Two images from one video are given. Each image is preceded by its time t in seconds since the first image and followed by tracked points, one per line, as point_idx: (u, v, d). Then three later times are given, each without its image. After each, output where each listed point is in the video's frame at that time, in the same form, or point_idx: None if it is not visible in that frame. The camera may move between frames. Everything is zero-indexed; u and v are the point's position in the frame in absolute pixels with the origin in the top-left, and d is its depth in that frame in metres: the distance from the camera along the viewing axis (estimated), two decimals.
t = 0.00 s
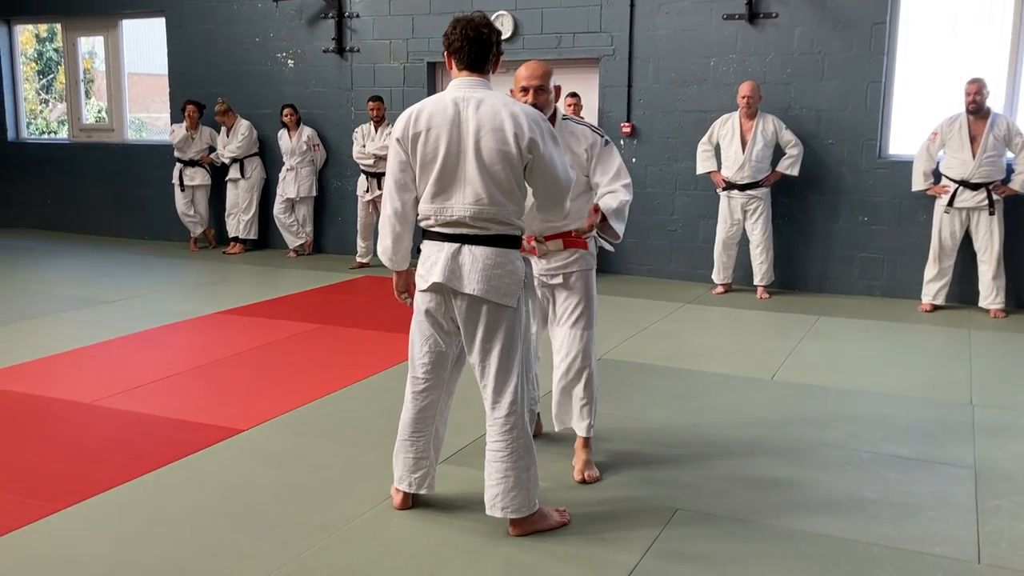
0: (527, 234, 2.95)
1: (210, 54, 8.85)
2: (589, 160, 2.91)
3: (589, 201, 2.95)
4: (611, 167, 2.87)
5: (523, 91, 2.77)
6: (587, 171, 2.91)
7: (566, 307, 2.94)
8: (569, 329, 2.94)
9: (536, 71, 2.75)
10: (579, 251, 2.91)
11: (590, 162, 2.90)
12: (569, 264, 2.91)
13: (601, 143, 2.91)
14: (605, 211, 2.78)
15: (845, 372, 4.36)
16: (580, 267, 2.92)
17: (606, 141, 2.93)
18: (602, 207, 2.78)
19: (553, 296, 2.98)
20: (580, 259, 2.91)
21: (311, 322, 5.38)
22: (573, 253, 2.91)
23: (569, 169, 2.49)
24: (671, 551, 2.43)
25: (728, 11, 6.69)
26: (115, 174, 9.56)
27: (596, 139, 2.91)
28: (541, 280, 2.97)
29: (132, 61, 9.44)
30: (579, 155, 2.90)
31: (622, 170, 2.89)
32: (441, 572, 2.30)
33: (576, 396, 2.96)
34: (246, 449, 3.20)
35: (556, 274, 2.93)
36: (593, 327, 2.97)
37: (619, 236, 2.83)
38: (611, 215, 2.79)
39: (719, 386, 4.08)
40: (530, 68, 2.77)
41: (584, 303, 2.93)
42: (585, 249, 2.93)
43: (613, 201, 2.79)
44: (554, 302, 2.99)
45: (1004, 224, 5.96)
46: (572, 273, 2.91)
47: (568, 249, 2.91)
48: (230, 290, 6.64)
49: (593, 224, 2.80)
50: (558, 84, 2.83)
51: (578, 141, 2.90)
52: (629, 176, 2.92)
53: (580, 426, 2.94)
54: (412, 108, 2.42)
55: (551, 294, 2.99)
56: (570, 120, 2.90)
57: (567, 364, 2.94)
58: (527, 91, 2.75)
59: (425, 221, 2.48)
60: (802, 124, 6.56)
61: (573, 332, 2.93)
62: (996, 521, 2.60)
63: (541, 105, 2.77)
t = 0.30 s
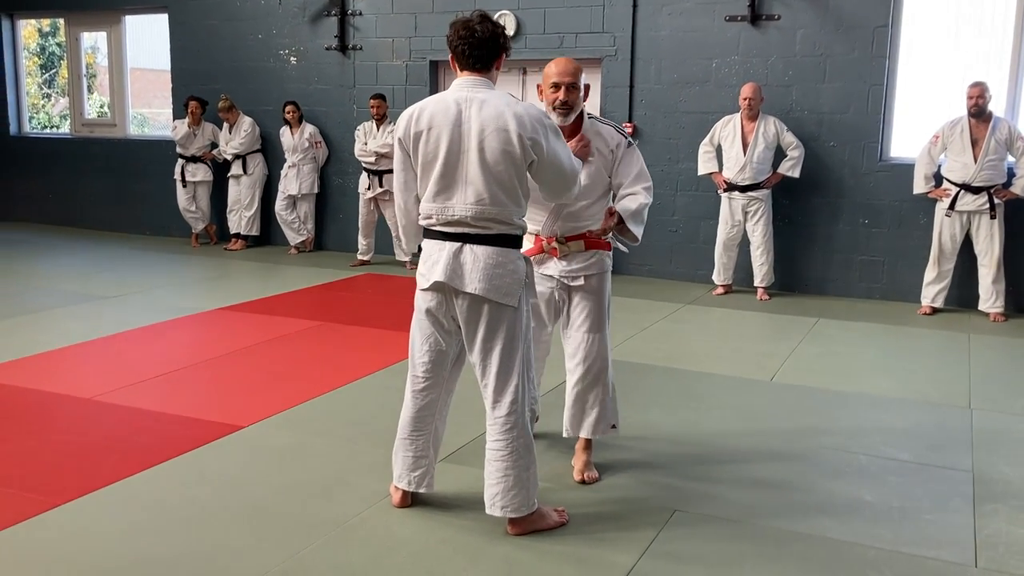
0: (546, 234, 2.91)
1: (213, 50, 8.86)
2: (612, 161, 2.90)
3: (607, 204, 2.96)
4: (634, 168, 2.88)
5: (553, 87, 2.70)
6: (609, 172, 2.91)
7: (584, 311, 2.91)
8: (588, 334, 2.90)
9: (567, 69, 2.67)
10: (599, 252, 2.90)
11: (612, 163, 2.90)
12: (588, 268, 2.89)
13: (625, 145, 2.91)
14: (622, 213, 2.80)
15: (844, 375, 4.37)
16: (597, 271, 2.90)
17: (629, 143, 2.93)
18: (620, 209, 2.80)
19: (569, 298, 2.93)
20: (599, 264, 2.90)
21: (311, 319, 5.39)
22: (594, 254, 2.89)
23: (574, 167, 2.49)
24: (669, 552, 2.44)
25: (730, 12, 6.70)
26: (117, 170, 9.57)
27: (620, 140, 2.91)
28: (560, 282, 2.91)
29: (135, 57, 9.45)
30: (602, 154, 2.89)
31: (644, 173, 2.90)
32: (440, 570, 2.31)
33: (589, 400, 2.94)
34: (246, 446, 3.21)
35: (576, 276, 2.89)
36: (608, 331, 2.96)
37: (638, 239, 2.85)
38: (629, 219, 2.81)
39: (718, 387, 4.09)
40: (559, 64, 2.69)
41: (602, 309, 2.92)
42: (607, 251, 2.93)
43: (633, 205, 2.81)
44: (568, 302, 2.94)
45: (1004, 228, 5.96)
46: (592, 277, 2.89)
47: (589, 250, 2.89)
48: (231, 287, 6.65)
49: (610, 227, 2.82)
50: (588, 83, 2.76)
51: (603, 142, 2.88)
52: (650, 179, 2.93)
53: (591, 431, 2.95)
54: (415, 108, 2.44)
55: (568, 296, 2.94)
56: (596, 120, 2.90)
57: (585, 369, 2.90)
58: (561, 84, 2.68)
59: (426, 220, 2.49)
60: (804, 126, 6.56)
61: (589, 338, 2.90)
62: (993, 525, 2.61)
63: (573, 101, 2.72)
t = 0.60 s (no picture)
0: (547, 234, 2.89)
1: (210, 52, 8.85)
2: (620, 165, 2.86)
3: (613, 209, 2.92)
4: (642, 175, 2.84)
5: (564, 88, 2.69)
6: (616, 176, 2.87)
7: (585, 313, 2.91)
8: (590, 338, 2.91)
9: (577, 69, 2.67)
10: (600, 255, 2.89)
11: (619, 168, 2.86)
12: (589, 271, 2.88)
13: (634, 150, 2.87)
14: (627, 219, 2.74)
15: (841, 375, 4.38)
16: (599, 275, 2.89)
17: (637, 147, 2.89)
18: (625, 214, 2.74)
19: (568, 299, 2.92)
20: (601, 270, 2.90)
21: (309, 321, 5.38)
22: (595, 258, 2.88)
23: (578, 165, 2.44)
24: (669, 553, 2.44)
25: (727, 13, 6.70)
26: (113, 171, 9.56)
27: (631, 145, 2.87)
28: (559, 283, 2.89)
29: (131, 58, 9.43)
30: (610, 158, 2.86)
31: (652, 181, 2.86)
32: (439, 571, 2.31)
33: (592, 405, 2.93)
34: (244, 447, 3.20)
35: (576, 278, 2.88)
36: (609, 334, 2.96)
37: (642, 246, 2.79)
38: (635, 225, 2.75)
39: (716, 388, 4.09)
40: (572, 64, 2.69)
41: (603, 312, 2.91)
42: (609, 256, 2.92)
43: (638, 212, 2.76)
44: (567, 303, 2.94)
45: (1001, 229, 5.97)
46: (593, 279, 2.89)
47: (590, 253, 2.87)
48: (228, 288, 6.64)
49: (613, 232, 2.73)
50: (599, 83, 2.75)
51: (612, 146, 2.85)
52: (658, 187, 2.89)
53: (590, 434, 2.94)
54: (415, 108, 2.46)
55: (568, 298, 2.93)
56: (607, 123, 2.86)
57: (588, 375, 2.91)
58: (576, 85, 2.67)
59: (424, 220, 2.50)
60: (801, 128, 6.57)
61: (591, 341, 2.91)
62: (992, 525, 2.62)
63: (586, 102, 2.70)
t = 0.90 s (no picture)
0: (546, 237, 2.89)
1: (208, 57, 8.85)
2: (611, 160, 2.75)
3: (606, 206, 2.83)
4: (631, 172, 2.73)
5: (562, 90, 2.69)
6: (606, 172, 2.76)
7: (583, 317, 2.91)
8: (589, 343, 2.91)
9: (576, 72, 2.68)
10: (597, 260, 2.87)
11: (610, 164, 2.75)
12: (586, 276, 2.88)
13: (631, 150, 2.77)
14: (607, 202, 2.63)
15: (840, 378, 4.38)
16: (597, 281, 2.89)
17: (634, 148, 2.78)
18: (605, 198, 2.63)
19: (566, 303, 2.93)
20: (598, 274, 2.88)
21: (307, 325, 5.38)
22: (593, 262, 2.87)
23: (575, 171, 2.42)
24: (668, 556, 2.44)
25: (724, 17, 6.72)
26: (111, 176, 9.55)
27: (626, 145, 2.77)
28: (557, 286, 2.91)
29: (129, 62, 9.43)
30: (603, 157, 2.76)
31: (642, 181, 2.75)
32: None
33: (591, 409, 2.92)
34: (243, 452, 3.19)
35: (574, 282, 2.88)
36: (609, 339, 2.96)
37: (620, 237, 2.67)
38: (615, 214, 2.63)
39: (715, 391, 4.09)
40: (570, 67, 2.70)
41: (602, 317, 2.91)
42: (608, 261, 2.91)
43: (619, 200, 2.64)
44: (565, 307, 2.94)
45: (998, 231, 5.99)
46: (591, 285, 2.89)
47: (587, 257, 2.86)
48: (227, 292, 6.64)
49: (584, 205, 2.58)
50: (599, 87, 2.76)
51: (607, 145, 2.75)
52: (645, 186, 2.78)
53: (588, 440, 2.94)
54: (416, 113, 2.48)
55: (566, 302, 2.94)
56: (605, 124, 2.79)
57: (587, 380, 2.91)
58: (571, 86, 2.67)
59: (424, 224, 2.51)
60: (798, 131, 6.58)
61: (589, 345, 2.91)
62: (991, 527, 2.62)
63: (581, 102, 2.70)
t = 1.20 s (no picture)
0: (540, 239, 2.92)
1: (209, 60, 8.87)
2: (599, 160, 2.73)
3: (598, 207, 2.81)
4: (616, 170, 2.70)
5: (548, 97, 2.73)
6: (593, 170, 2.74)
7: (577, 320, 2.93)
8: (583, 345, 2.92)
9: (568, 76, 2.68)
10: (590, 263, 2.88)
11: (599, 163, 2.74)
12: (579, 278, 2.89)
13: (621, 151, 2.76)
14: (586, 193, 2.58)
15: (839, 381, 4.39)
16: (590, 283, 2.91)
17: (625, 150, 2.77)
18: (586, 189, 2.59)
19: (560, 305, 2.95)
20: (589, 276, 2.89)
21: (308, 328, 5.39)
22: (585, 265, 2.88)
23: (574, 171, 2.44)
24: (669, 557, 2.45)
25: (724, 21, 6.74)
26: (112, 179, 9.57)
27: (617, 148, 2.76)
28: (550, 289, 2.93)
29: (130, 66, 9.46)
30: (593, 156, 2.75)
31: (628, 181, 2.72)
32: None
33: (587, 411, 2.94)
34: (245, 455, 3.21)
35: (566, 285, 2.91)
36: (605, 340, 2.96)
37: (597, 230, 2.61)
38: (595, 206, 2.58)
39: (715, 394, 4.10)
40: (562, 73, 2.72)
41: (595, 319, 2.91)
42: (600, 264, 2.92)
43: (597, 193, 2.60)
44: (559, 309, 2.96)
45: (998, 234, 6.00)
46: (584, 287, 2.90)
47: (580, 261, 2.87)
48: (228, 295, 6.66)
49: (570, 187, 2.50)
50: (590, 93, 2.76)
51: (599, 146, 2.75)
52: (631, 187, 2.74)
53: (583, 442, 2.95)
54: (415, 117, 2.49)
55: (560, 304, 2.96)
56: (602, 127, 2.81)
57: (582, 381, 2.92)
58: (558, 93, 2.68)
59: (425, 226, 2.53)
60: (798, 134, 6.60)
61: (583, 347, 2.92)
62: (990, 529, 2.63)
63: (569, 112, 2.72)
